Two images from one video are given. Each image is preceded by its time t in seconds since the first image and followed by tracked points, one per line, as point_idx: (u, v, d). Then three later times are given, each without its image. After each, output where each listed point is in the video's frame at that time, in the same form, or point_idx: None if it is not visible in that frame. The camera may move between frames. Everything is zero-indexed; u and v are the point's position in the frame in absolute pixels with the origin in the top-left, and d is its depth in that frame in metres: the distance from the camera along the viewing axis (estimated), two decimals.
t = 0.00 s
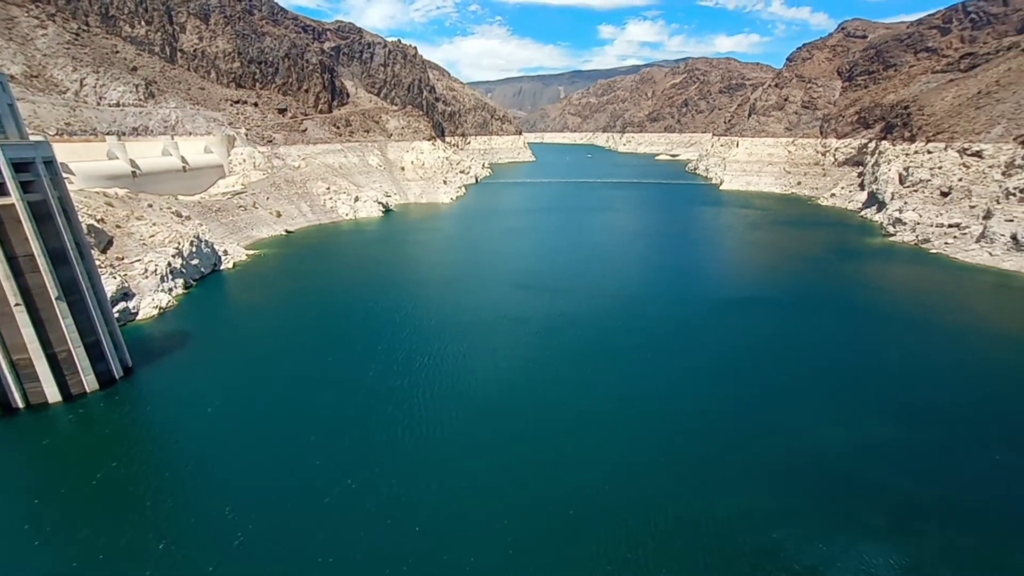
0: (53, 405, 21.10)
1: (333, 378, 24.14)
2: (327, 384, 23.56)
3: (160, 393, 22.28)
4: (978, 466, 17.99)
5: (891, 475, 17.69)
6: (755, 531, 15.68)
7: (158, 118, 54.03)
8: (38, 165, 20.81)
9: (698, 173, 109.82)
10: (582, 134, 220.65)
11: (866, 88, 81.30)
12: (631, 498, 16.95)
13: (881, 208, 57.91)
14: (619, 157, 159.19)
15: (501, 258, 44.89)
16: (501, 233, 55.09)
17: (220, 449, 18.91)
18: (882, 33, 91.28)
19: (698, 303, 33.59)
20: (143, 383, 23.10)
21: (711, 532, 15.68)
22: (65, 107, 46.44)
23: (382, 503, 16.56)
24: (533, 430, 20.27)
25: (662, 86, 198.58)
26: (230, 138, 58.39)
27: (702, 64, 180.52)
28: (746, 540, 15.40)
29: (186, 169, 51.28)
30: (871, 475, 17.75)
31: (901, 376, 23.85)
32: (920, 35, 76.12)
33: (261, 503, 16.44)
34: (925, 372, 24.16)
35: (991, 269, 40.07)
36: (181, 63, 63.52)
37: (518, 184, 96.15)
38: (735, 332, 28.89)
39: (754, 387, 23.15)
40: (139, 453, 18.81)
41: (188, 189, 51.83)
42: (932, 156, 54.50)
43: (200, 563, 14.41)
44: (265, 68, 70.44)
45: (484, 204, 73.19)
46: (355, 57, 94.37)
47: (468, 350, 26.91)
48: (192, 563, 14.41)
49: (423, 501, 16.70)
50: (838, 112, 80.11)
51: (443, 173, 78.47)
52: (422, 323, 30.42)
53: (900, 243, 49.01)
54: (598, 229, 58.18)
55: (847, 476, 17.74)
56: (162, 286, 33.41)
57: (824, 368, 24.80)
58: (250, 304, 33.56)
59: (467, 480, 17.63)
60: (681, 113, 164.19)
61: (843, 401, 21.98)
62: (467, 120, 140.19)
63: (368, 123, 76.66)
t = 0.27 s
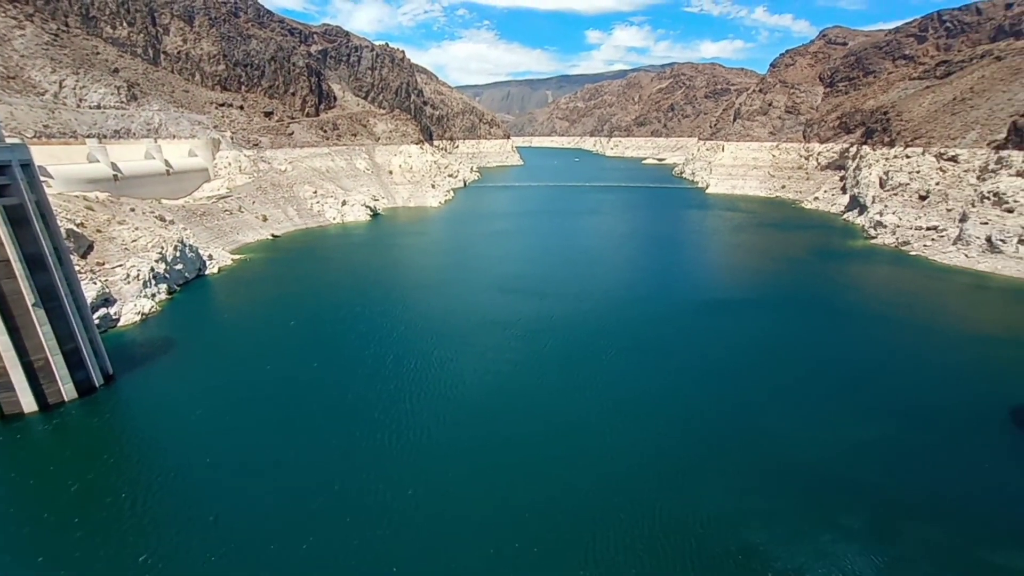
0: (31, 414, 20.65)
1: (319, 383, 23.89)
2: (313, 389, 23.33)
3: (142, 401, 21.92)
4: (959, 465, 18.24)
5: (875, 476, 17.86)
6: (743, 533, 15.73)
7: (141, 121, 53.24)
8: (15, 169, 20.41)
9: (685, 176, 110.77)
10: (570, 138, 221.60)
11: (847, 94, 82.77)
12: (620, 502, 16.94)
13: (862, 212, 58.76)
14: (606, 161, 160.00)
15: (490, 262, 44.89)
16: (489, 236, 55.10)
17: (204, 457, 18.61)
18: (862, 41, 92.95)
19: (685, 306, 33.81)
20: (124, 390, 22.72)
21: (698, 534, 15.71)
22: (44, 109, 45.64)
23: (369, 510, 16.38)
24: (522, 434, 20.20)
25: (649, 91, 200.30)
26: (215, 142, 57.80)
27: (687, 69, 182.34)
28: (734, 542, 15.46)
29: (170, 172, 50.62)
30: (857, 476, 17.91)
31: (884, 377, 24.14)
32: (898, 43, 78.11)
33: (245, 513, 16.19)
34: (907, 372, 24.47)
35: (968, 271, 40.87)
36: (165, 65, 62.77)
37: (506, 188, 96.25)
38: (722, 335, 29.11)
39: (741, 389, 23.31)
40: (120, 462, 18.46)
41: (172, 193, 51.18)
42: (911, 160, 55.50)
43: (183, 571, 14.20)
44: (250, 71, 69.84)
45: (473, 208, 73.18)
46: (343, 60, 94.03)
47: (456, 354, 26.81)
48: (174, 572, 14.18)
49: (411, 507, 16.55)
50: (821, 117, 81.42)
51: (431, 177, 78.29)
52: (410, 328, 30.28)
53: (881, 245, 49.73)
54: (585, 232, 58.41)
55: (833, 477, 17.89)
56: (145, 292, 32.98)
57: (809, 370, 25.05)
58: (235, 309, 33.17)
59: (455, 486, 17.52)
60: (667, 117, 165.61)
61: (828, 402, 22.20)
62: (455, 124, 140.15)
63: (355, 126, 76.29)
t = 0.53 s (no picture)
0: None
1: (295, 388, 23.13)
2: (289, 395, 22.56)
3: (108, 412, 20.89)
4: (935, 456, 18.45)
5: (856, 469, 17.93)
6: (731, 531, 15.57)
7: (104, 121, 51.11)
8: None
9: (660, 175, 111.76)
10: (546, 138, 221.96)
11: (813, 94, 84.52)
12: (605, 503, 16.66)
13: (830, 208, 59.89)
14: (583, 161, 160.59)
15: (469, 262, 44.50)
16: (467, 236, 54.59)
17: (173, 471, 17.75)
18: (828, 43, 95.12)
19: (664, 303, 33.89)
20: (88, 401, 21.63)
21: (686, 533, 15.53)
22: None
23: (345, 522, 15.78)
24: (505, 437, 19.82)
25: (623, 91, 202.00)
26: (183, 143, 56.02)
27: (660, 69, 184.45)
28: (722, 538, 15.33)
29: (136, 175, 48.82)
30: (839, 469, 17.94)
31: (859, 369, 24.43)
32: (860, 45, 80.22)
33: (218, 528, 15.48)
34: (879, 365, 24.87)
35: (925, 265, 41.84)
36: (128, 63, 60.61)
37: (484, 188, 95.72)
38: (703, 332, 29.14)
39: (723, 385, 23.32)
40: (84, 477, 17.54)
41: (139, 196, 49.41)
42: (875, 158, 56.78)
43: None
44: (219, 70, 67.96)
45: (450, 208, 72.53)
46: (315, 60, 92.36)
47: (436, 356, 26.32)
48: None
49: (391, 517, 16.00)
50: (790, 117, 82.93)
51: (408, 178, 77.41)
52: (388, 329, 29.67)
53: (848, 240, 50.61)
54: (564, 232, 58.31)
55: (816, 470, 17.90)
56: (111, 298, 31.57)
57: (788, 364, 25.21)
58: (207, 314, 32.04)
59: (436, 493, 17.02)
60: (642, 117, 167.10)
61: (807, 396, 22.32)
62: (431, 124, 138.96)
63: (329, 127, 74.90)
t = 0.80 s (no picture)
0: None
1: (275, 393, 22.72)
2: (269, 401, 22.15)
3: (81, 420, 20.43)
4: (914, 455, 18.67)
5: (838, 470, 18.05)
6: (715, 533, 15.57)
7: (78, 121, 49.94)
8: None
9: (645, 178, 112.55)
10: (532, 141, 222.35)
11: (792, 99, 85.84)
12: (589, 508, 16.54)
13: (810, 211, 60.80)
14: (568, 163, 161.15)
15: (453, 264, 44.33)
16: (451, 239, 54.37)
17: (147, 482, 17.27)
18: (806, 49, 96.78)
19: (648, 305, 34.05)
20: (61, 408, 21.14)
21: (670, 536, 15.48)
22: None
23: (325, 531, 15.44)
24: (489, 441, 19.64)
25: (608, 95, 203.21)
26: (162, 144, 55.05)
27: (644, 73, 185.94)
28: (706, 542, 15.32)
29: (113, 176, 47.84)
30: (822, 470, 18.05)
31: (840, 370, 24.72)
32: (836, 52, 81.74)
33: (194, 540, 15.07)
34: (858, 365, 25.19)
35: (903, 266, 42.66)
36: (104, 63, 59.43)
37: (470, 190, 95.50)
38: (687, 333, 29.28)
39: (706, 387, 23.41)
40: (55, 485, 17.14)
41: (116, 198, 48.42)
42: (853, 163, 57.80)
43: None
44: (200, 70, 66.96)
45: (435, 210, 72.19)
46: (299, 61, 91.44)
47: (420, 359, 26.08)
48: None
49: (371, 525, 15.69)
50: (770, 121, 84.09)
51: (393, 180, 76.94)
52: (371, 333, 29.37)
53: (827, 242, 51.36)
54: (549, 234, 58.36)
55: (798, 472, 17.99)
56: (86, 303, 30.71)
57: (771, 365, 25.41)
58: (185, 318, 31.48)
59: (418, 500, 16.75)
60: (626, 121, 168.17)
61: (789, 397, 22.50)
62: (416, 126, 138.43)
63: (313, 128, 74.13)
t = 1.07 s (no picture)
0: None
1: (250, 402, 22.07)
2: (243, 409, 21.49)
3: (46, 433, 19.67)
4: (890, 448, 18.87)
5: (818, 466, 18.15)
6: (699, 534, 15.47)
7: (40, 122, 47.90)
8: None
9: (624, 178, 113.29)
10: (511, 142, 222.31)
11: (766, 100, 87.25)
12: (572, 511, 16.33)
13: (785, 210, 61.77)
14: (548, 164, 161.44)
15: (433, 266, 43.92)
16: (431, 240, 53.85)
17: (114, 499, 16.55)
18: (778, 51, 98.51)
19: (628, 304, 34.10)
20: (26, 423, 20.34)
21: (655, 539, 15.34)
22: None
23: (300, 545, 14.95)
24: (470, 445, 19.32)
25: (586, 96, 204.23)
26: (132, 147, 53.40)
27: (622, 74, 187.38)
28: (690, 543, 15.21)
29: (78, 180, 46.21)
30: (802, 467, 18.14)
31: (816, 365, 24.99)
32: (807, 54, 83.37)
33: (163, 560, 14.46)
34: (834, 360, 25.50)
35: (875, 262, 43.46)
36: (67, 62, 57.50)
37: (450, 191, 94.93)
38: (667, 332, 29.35)
39: (687, 386, 23.42)
40: (17, 503, 16.44)
41: (83, 203, 46.80)
42: (824, 162, 58.88)
43: None
44: (170, 71, 65.44)
45: (415, 212, 71.56)
46: (273, 62, 89.88)
47: (399, 363, 25.65)
48: None
49: (349, 537, 15.24)
50: (745, 121, 85.32)
51: (371, 182, 76.11)
52: (349, 337, 28.84)
53: (801, 240, 52.18)
54: (529, 234, 58.21)
55: (780, 469, 18.03)
56: (51, 312, 29.60)
57: (751, 362, 25.56)
58: (157, 325, 30.56)
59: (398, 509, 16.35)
60: (604, 121, 169.15)
61: (769, 394, 22.63)
62: (394, 128, 137.23)
63: (289, 130, 72.90)
